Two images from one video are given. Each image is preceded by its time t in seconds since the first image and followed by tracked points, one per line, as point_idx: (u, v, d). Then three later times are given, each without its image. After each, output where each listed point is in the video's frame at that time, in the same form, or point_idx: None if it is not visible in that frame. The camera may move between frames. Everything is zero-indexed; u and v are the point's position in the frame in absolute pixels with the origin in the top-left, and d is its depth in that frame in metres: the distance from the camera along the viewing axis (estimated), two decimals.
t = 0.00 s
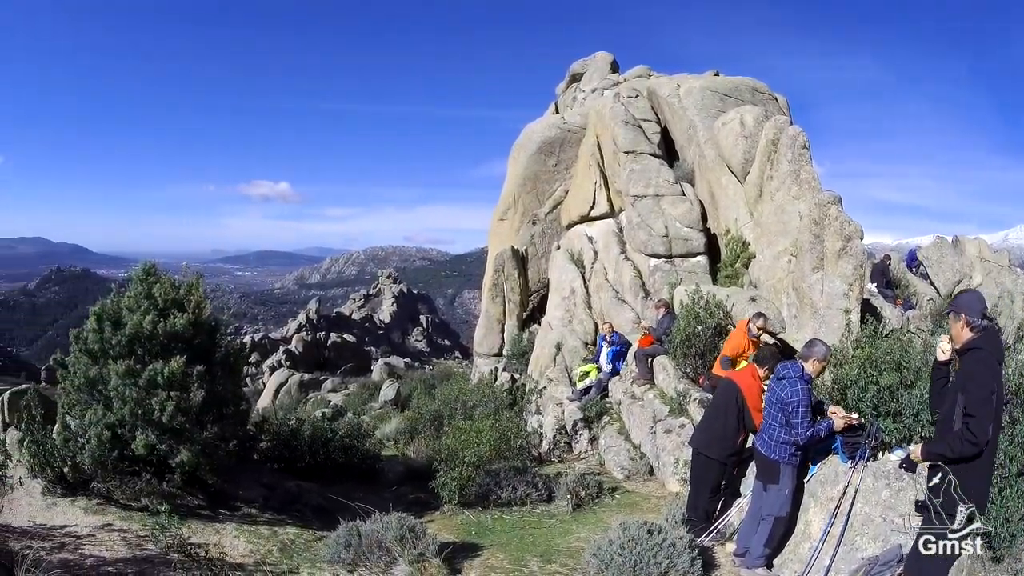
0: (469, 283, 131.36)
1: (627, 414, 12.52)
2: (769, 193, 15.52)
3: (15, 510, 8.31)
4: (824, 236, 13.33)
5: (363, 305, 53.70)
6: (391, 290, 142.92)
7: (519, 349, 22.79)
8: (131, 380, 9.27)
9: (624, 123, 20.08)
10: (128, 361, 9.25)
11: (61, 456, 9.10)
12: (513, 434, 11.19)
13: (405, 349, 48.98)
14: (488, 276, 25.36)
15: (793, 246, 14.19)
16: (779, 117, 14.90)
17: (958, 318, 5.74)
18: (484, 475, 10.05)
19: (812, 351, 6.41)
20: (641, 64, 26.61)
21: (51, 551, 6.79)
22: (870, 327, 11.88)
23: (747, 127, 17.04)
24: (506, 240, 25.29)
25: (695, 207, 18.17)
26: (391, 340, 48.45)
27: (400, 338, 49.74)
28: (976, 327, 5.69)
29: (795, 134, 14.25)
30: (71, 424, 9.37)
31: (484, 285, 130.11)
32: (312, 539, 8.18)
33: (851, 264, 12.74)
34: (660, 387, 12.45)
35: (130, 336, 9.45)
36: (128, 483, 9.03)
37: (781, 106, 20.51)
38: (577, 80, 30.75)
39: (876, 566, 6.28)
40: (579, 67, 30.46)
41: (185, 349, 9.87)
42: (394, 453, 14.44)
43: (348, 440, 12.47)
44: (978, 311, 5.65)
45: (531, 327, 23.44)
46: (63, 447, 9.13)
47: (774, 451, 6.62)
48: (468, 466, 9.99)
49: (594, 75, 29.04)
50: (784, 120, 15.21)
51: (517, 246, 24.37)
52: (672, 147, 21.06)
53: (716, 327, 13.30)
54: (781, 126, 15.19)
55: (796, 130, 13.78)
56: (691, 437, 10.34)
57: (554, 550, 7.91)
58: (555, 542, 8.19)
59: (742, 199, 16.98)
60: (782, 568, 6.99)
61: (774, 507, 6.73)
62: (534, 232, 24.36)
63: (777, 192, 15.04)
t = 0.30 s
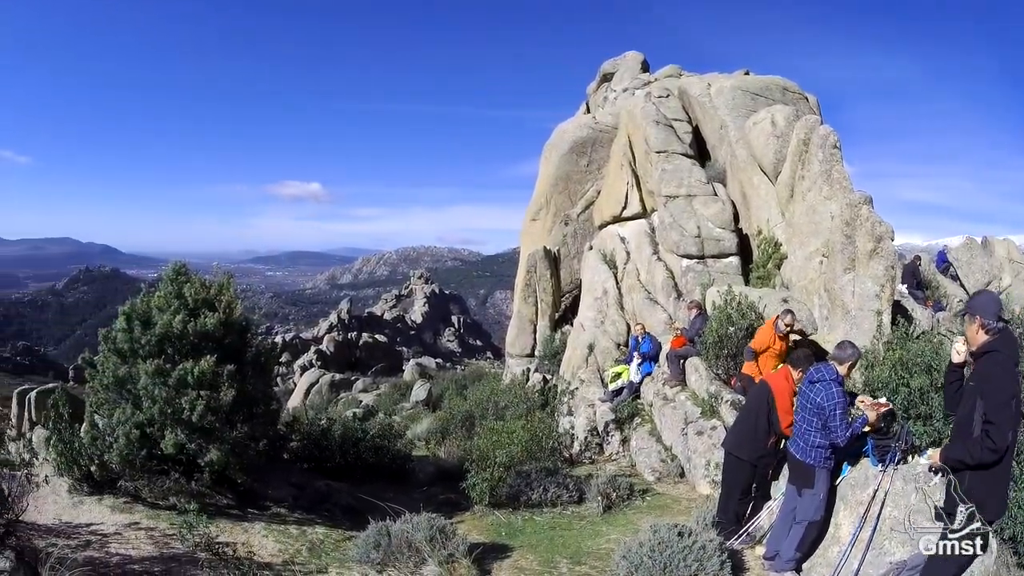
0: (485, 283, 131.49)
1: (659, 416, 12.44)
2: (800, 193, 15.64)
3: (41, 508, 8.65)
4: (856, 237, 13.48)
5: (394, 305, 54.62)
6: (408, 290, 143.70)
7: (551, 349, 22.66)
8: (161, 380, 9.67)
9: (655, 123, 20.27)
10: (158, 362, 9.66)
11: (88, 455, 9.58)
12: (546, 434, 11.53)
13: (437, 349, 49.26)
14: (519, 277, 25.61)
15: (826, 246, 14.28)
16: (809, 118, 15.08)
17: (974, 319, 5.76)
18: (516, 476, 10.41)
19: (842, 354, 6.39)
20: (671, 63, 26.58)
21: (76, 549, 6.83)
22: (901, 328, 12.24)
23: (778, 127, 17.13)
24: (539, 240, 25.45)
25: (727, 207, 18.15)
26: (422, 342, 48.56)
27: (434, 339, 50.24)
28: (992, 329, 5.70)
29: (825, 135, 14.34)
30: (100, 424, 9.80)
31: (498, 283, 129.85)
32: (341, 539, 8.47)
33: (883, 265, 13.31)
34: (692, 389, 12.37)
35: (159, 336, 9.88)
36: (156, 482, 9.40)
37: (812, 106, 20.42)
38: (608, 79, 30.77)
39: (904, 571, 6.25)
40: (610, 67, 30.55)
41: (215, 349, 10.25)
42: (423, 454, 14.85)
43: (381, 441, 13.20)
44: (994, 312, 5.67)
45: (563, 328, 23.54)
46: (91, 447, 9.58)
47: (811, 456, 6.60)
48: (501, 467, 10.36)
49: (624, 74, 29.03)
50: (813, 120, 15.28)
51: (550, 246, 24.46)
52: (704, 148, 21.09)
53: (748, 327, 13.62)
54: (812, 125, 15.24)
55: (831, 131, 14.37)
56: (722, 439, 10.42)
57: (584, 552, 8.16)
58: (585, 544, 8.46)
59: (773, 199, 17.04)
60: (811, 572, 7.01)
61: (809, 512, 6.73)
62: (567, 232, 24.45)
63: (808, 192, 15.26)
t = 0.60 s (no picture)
0: (513, 284, 131.78)
1: (693, 418, 12.77)
2: (834, 193, 15.72)
3: (71, 505, 8.81)
4: (889, 238, 13.48)
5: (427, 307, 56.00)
6: (426, 290, 144.56)
7: (585, 350, 22.64)
8: (193, 379, 10.18)
9: (688, 122, 20.30)
10: (188, 361, 10.22)
11: (117, 454, 9.92)
12: (577, 438, 12.10)
13: (469, 351, 51.67)
14: (553, 279, 25.41)
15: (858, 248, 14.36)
16: (841, 117, 15.31)
17: (998, 324, 5.72)
18: (546, 476, 10.86)
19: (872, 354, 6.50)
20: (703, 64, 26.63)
21: (102, 547, 6.97)
22: (934, 331, 12.01)
23: (809, 126, 17.21)
24: (574, 240, 25.70)
25: (760, 207, 18.21)
26: (455, 343, 50.99)
27: (465, 341, 52.63)
28: (1016, 334, 5.63)
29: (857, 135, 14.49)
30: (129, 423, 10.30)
31: (524, 284, 130.20)
32: (371, 539, 8.95)
33: (916, 266, 13.05)
34: (726, 391, 12.66)
35: (191, 336, 10.47)
36: (187, 481, 9.77)
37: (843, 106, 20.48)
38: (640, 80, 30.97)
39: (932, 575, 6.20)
40: (642, 68, 30.70)
41: (247, 348, 10.83)
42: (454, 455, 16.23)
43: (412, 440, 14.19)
44: (1018, 317, 5.61)
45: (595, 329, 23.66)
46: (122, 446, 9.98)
47: (844, 458, 6.69)
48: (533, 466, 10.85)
49: (659, 75, 29.21)
50: (845, 119, 15.40)
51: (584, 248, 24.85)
52: (737, 150, 21.17)
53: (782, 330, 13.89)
54: (844, 124, 15.40)
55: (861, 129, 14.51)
56: (756, 442, 10.65)
57: (616, 554, 8.39)
58: (618, 546, 8.71)
59: (806, 200, 17.10)
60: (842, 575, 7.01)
61: (842, 515, 6.82)
62: (601, 233, 24.86)
63: (840, 192, 15.39)
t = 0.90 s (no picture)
0: (555, 284, 132.58)
1: (727, 419, 13.19)
2: (867, 193, 15.75)
3: (103, 504, 9.53)
4: (921, 237, 13.52)
5: (464, 307, 57.00)
6: (448, 290, 145.27)
7: (620, 351, 22.92)
8: (228, 379, 11.11)
9: (722, 122, 19.98)
10: (223, 361, 11.21)
11: (150, 453, 10.89)
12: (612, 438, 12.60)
13: (505, 351, 52.28)
14: (589, 279, 25.86)
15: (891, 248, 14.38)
16: (874, 117, 15.38)
17: None
18: (581, 477, 11.43)
19: (906, 354, 6.61)
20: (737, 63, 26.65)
21: (132, 544, 7.64)
22: (967, 331, 11.95)
23: (842, 126, 17.25)
24: (608, 241, 25.66)
25: (794, 207, 17.97)
26: (490, 342, 51.59)
27: (501, 342, 53.29)
28: None
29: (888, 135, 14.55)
30: (163, 421, 11.35)
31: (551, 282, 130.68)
32: (404, 539, 9.56)
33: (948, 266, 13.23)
34: (760, 392, 12.97)
35: (225, 337, 11.58)
36: (220, 481, 10.75)
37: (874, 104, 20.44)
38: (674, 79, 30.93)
39: None
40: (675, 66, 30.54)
41: (283, 348, 11.90)
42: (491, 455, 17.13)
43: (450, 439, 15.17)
44: None
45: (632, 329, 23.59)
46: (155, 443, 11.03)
47: (874, 460, 6.66)
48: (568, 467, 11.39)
49: (693, 74, 29.26)
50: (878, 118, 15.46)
51: (620, 248, 24.65)
52: (772, 149, 21.17)
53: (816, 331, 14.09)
54: (876, 124, 15.48)
55: (894, 128, 14.51)
56: (789, 444, 11.09)
57: (651, 556, 8.71)
58: (651, 548, 9.06)
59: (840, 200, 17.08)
60: None
61: (871, 517, 6.82)
62: (636, 233, 24.64)
63: (874, 192, 15.40)
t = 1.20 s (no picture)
0: (583, 284, 132.54)
1: (764, 421, 13.16)
2: (902, 193, 15.70)
3: (135, 501, 9.70)
4: (956, 238, 13.75)
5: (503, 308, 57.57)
6: (475, 290, 145.44)
7: (658, 352, 23.01)
8: (264, 379, 11.43)
9: (757, 122, 20.08)
10: (259, 362, 11.50)
11: (184, 453, 11.02)
12: (649, 439, 12.81)
13: (543, 352, 52.41)
14: (626, 279, 26.11)
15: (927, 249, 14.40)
16: (907, 115, 15.39)
17: None
18: (619, 478, 11.55)
19: (944, 357, 6.60)
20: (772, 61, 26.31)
21: (162, 543, 7.78)
22: (1000, 332, 12.12)
23: (876, 124, 17.19)
24: (645, 242, 25.68)
25: (831, 207, 18.01)
26: (527, 345, 51.49)
27: (539, 343, 53.43)
28: None
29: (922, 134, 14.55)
30: (198, 421, 11.85)
31: (587, 284, 130.66)
32: (439, 540, 9.63)
33: (982, 267, 13.41)
34: (796, 393, 13.05)
35: (263, 337, 11.93)
36: (253, 481, 11.00)
37: (908, 102, 20.22)
38: (706, 77, 30.49)
39: None
40: (709, 65, 30.20)
41: (320, 348, 12.24)
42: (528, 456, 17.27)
43: (484, 441, 15.39)
44: None
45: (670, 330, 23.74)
46: (190, 443, 11.32)
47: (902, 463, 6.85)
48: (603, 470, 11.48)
49: (722, 72, 28.91)
50: (911, 116, 15.41)
51: (657, 247, 24.80)
52: (807, 148, 20.99)
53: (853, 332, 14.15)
54: (909, 123, 15.48)
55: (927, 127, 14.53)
56: (823, 446, 11.14)
57: (684, 560, 8.74)
58: (685, 550, 9.15)
59: (876, 200, 16.94)
60: None
61: (901, 521, 6.89)
62: (673, 233, 24.62)
63: (909, 191, 15.36)
